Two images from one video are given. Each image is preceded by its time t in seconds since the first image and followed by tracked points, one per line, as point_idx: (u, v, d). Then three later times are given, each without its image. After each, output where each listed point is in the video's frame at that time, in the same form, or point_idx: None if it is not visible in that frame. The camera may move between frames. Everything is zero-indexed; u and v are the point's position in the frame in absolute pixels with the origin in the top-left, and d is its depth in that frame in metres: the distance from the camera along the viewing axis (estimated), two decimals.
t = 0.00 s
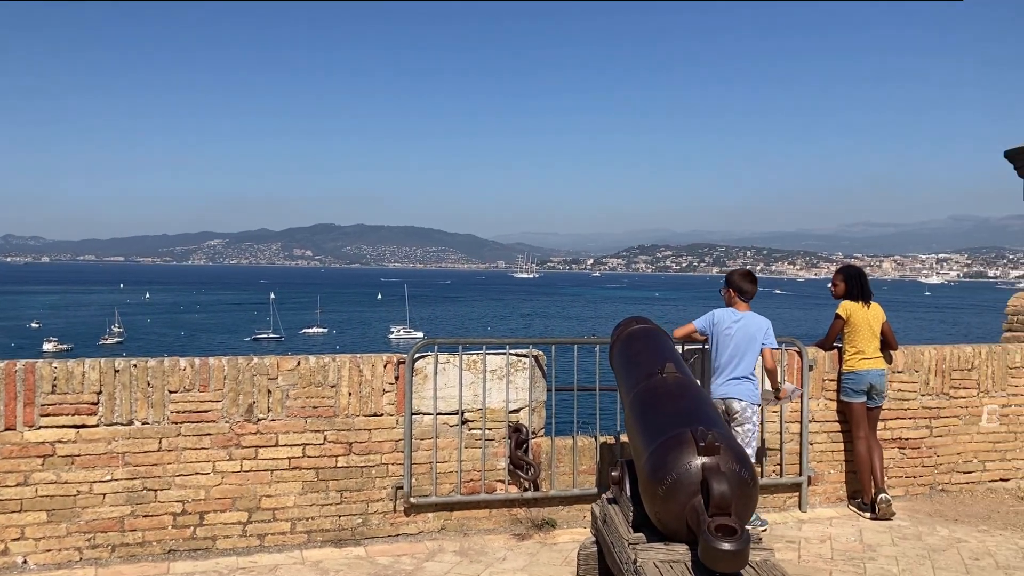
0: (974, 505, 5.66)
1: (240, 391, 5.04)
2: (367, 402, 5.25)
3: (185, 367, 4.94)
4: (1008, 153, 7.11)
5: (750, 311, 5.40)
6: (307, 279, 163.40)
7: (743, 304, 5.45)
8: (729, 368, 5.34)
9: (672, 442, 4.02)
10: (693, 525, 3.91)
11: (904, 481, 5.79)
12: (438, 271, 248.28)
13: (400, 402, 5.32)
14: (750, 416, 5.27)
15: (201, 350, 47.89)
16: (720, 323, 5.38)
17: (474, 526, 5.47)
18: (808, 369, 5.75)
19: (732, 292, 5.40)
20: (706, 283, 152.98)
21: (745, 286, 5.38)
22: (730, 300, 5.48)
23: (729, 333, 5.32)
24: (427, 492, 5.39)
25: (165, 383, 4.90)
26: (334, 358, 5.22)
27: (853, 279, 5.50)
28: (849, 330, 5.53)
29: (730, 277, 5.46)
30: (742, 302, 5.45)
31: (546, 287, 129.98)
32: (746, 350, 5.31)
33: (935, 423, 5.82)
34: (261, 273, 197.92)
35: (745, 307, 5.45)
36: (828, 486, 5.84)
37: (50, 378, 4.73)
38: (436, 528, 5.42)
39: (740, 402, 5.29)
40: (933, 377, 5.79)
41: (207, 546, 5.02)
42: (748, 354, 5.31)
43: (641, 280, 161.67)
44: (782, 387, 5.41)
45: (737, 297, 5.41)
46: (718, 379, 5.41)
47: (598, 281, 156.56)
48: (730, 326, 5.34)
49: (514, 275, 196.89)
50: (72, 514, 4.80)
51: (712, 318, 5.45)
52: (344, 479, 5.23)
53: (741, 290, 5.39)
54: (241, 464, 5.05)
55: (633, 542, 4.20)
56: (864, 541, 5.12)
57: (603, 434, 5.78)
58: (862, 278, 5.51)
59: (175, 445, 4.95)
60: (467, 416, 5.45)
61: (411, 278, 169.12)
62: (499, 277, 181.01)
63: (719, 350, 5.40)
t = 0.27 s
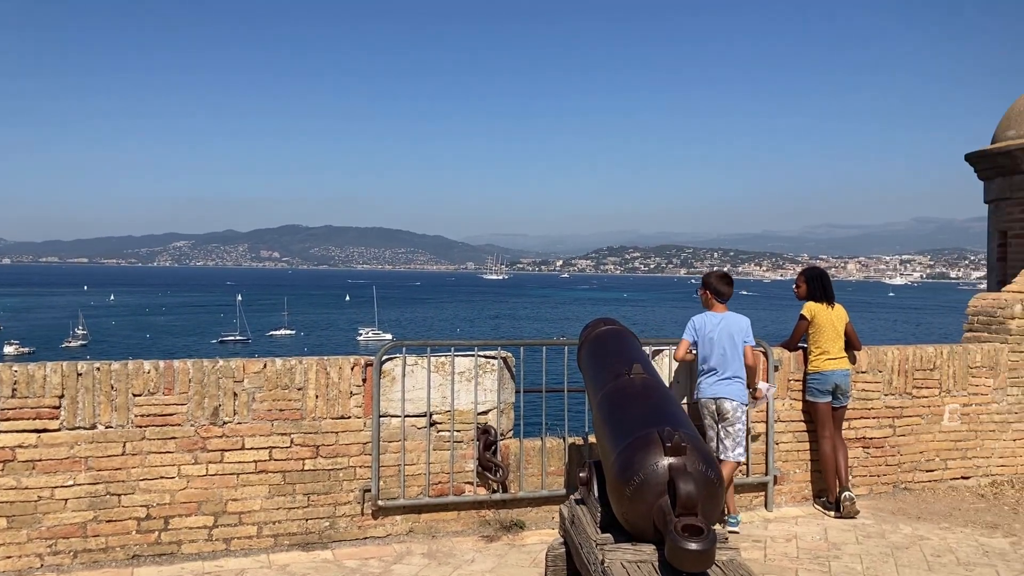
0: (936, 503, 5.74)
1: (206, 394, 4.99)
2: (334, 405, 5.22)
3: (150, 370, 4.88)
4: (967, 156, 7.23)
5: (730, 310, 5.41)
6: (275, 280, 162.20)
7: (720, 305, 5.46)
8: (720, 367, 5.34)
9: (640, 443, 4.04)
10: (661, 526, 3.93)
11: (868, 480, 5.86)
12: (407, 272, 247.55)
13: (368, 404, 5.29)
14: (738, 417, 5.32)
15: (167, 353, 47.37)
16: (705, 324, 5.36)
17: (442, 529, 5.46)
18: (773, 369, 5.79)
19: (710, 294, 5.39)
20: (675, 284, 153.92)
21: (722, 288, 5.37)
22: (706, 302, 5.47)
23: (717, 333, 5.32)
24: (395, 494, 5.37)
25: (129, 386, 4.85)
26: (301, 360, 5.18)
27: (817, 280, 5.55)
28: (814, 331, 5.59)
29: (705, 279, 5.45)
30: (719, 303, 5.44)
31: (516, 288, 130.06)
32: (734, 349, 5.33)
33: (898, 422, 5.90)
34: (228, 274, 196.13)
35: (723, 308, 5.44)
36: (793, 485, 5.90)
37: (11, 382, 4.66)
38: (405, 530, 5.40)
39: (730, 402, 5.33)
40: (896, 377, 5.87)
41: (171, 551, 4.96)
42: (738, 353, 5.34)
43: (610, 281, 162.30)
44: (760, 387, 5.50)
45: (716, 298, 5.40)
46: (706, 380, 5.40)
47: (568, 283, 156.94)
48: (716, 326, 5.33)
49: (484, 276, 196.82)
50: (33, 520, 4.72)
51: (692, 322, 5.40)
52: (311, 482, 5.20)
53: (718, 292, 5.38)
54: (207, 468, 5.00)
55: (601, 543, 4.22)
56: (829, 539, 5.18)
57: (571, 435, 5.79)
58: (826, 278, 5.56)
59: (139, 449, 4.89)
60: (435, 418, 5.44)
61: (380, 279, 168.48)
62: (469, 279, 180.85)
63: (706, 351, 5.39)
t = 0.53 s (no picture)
0: (899, 503, 5.82)
1: (171, 397, 4.94)
2: (301, 408, 5.19)
3: (114, 373, 4.82)
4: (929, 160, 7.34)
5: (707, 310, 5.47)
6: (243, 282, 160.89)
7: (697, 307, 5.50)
8: (709, 367, 5.37)
9: (607, 445, 4.05)
10: (627, 527, 3.95)
11: (833, 480, 5.92)
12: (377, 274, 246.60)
13: (335, 407, 5.27)
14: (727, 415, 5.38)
15: (132, 356, 46.81)
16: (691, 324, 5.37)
17: (410, 532, 5.44)
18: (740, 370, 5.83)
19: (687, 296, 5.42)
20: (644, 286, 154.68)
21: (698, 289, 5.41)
22: (684, 304, 5.48)
23: (703, 333, 5.36)
24: (362, 498, 5.34)
25: (91, 390, 4.78)
26: (267, 363, 5.14)
27: (783, 282, 5.59)
28: (780, 333, 5.64)
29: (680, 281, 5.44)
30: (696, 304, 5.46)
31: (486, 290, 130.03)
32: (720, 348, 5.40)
33: (862, 423, 5.97)
34: (195, 276, 194.20)
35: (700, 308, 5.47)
36: (759, 486, 5.95)
37: None
38: (372, 534, 5.38)
39: (717, 401, 5.38)
40: (860, 379, 5.94)
41: (135, 557, 4.90)
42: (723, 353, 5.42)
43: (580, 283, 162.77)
44: (742, 385, 5.56)
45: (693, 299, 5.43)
46: (693, 379, 5.38)
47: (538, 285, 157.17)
48: (706, 325, 5.38)
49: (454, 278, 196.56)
50: None
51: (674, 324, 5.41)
52: (278, 486, 5.16)
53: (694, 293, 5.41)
54: (172, 472, 4.95)
55: (568, 545, 4.23)
56: (794, 539, 5.23)
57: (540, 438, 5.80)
58: (792, 281, 5.60)
59: (102, 454, 4.82)
60: (403, 421, 5.42)
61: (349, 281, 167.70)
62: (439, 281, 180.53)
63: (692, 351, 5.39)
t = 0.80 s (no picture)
0: (862, 502, 5.88)
1: (135, 402, 4.88)
2: (267, 412, 5.14)
3: (76, 378, 4.75)
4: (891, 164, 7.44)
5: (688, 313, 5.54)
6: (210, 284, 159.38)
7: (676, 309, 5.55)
8: (694, 368, 5.43)
9: (575, 447, 4.06)
10: (595, 529, 3.96)
11: (798, 481, 5.98)
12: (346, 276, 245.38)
13: (302, 411, 5.23)
14: (707, 415, 5.48)
15: (97, 359, 46.21)
16: (679, 326, 5.41)
17: (378, 536, 5.41)
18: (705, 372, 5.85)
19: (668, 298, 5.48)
20: (614, 288, 155.28)
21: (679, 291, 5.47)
22: (665, 307, 5.52)
23: (689, 335, 5.41)
24: (329, 502, 5.31)
25: (53, 395, 4.71)
26: (233, 367, 5.09)
27: (749, 285, 5.64)
28: (746, 335, 5.69)
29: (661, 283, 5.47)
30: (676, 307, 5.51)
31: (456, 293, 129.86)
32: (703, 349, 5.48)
33: (827, 424, 6.04)
34: (162, 278, 192.08)
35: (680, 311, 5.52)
36: (726, 487, 5.99)
37: None
38: (340, 538, 5.34)
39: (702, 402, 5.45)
40: (824, 380, 6.01)
41: (98, 564, 4.83)
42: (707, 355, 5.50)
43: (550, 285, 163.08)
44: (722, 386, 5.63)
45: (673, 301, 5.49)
46: (681, 381, 5.41)
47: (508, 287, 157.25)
48: (692, 327, 5.43)
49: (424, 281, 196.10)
50: None
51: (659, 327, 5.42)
52: (243, 491, 5.12)
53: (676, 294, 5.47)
54: (135, 477, 4.89)
55: (536, 547, 4.23)
56: (760, 539, 5.27)
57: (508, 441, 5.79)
58: (758, 284, 5.66)
59: (64, 459, 4.75)
60: (370, 425, 5.40)
61: (318, 283, 166.72)
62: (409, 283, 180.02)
63: (678, 353, 5.42)
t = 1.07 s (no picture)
0: (827, 503, 5.95)
1: (97, 406, 4.81)
2: (232, 416, 5.10)
3: (37, 383, 4.68)
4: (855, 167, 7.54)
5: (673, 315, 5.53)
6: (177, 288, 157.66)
7: (661, 311, 5.55)
8: (683, 369, 5.45)
9: (541, 449, 4.07)
10: (562, 531, 3.97)
11: (764, 482, 6.03)
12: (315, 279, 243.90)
13: (267, 415, 5.19)
14: (691, 411, 5.60)
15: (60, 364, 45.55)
16: (668, 327, 5.40)
17: (344, 540, 5.38)
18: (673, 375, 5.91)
19: (653, 299, 5.48)
20: (583, 291, 155.77)
21: (665, 293, 5.46)
22: (652, 309, 5.52)
23: (677, 337, 5.42)
24: (295, 507, 5.28)
25: (13, 400, 4.63)
26: (198, 371, 5.04)
27: (716, 287, 5.69)
28: (712, 336, 5.72)
29: (649, 285, 5.48)
30: (663, 308, 5.51)
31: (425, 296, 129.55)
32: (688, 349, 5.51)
33: (792, 424, 6.09)
34: (127, 281, 189.71)
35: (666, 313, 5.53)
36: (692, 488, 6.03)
37: None
38: (306, 543, 5.31)
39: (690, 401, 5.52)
40: (789, 381, 6.07)
41: (59, 571, 4.76)
42: (692, 355, 5.54)
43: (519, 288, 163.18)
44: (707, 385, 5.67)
45: (659, 303, 5.49)
46: (673, 383, 5.43)
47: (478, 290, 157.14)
48: (679, 328, 5.45)
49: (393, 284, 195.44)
50: None
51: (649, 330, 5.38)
52: (208, 496, 5.07)
53: (662, 297, 5.47)
54: (98, 483, 4.82)
55: (503, 550, 4.23)
56: (726, 540, 5.31)
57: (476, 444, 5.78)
58: (725, 285, 5.71)
59: (24, 466, 4.68)
60: (337, 429, 5.36)
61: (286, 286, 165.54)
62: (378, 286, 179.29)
63: (668, 355, 5.41)
